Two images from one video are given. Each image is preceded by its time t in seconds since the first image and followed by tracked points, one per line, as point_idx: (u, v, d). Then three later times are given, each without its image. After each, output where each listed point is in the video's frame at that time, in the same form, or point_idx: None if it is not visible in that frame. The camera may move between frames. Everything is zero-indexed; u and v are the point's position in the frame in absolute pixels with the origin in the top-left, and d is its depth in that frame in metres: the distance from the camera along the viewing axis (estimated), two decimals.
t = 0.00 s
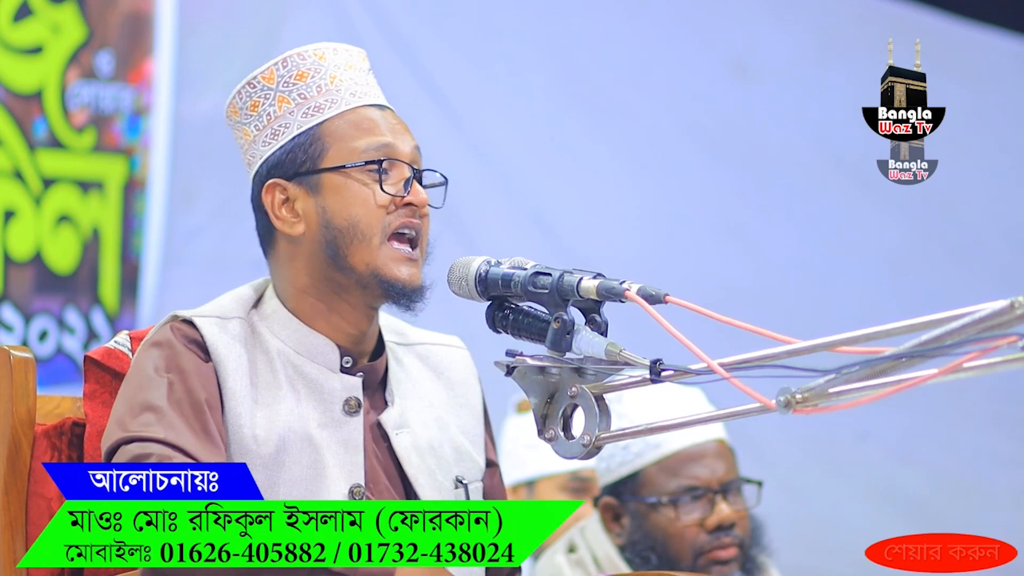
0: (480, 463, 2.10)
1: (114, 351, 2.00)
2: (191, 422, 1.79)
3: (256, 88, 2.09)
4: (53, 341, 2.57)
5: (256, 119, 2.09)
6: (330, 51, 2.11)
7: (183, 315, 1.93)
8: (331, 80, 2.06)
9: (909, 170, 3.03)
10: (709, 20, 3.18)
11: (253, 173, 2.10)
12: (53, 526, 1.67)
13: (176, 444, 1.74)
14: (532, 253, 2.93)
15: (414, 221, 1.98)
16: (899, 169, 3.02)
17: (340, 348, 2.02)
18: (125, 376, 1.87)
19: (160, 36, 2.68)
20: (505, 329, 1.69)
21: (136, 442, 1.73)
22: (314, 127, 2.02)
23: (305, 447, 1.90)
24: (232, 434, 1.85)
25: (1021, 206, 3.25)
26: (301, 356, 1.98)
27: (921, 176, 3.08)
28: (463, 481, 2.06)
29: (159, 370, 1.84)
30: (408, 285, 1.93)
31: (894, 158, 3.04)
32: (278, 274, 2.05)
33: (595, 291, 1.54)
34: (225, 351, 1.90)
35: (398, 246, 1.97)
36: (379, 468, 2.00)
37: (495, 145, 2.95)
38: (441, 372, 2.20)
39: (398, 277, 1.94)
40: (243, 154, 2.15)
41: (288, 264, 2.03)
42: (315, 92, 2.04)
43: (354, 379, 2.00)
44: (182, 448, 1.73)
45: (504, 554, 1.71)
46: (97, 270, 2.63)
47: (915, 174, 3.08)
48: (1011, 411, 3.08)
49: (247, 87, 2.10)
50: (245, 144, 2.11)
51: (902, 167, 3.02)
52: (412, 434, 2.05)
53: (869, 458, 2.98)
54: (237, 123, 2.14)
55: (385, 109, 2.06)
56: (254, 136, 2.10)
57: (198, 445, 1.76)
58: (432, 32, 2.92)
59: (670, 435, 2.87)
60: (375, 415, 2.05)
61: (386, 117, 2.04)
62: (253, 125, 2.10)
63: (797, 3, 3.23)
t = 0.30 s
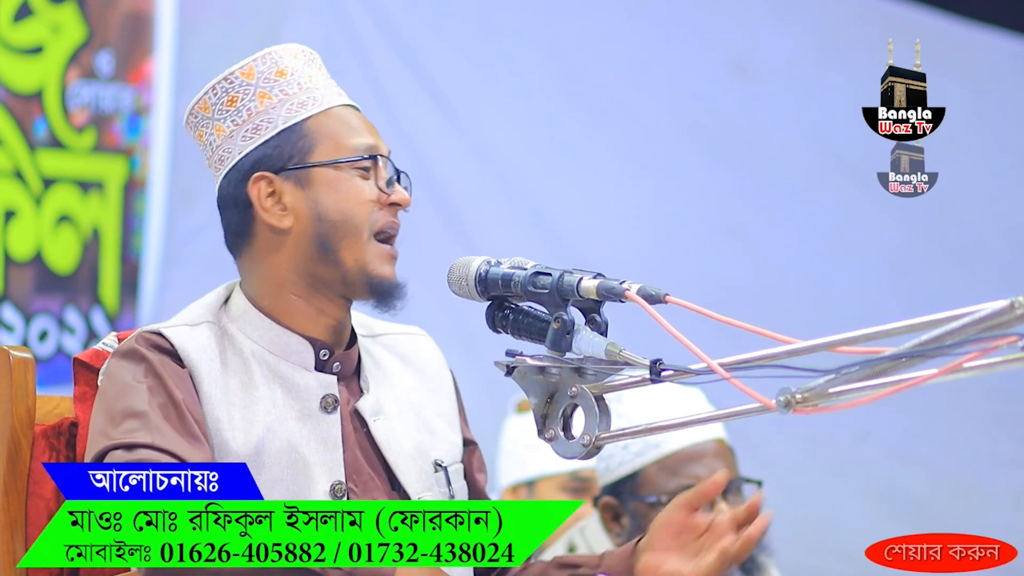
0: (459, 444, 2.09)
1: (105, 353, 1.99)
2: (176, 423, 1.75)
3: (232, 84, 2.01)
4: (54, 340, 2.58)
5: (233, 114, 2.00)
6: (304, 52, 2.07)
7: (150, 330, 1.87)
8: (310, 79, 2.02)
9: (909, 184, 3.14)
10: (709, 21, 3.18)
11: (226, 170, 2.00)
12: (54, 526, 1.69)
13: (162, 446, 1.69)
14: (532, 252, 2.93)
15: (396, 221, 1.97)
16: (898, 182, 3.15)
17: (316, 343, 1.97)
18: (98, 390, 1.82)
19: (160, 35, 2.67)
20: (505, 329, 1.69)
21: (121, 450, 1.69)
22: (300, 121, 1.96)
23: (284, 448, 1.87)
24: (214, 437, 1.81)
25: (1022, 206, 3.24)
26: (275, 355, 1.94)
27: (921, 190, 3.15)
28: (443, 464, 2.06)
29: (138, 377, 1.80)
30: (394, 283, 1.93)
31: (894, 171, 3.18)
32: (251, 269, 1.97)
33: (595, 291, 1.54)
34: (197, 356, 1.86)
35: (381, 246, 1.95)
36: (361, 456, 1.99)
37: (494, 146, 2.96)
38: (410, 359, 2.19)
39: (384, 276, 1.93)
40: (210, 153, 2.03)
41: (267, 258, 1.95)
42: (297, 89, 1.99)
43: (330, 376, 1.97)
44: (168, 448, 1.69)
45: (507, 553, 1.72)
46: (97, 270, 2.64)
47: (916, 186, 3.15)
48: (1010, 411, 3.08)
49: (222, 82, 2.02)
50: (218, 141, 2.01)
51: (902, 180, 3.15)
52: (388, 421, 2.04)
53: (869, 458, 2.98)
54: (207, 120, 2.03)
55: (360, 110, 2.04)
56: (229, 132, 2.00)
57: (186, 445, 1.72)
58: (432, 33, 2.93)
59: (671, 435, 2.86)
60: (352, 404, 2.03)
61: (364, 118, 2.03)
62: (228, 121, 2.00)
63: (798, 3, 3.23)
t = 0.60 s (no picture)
0: (466, 449, 2.10)
1: (106, 352, 2.00)
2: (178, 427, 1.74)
3: (241, 86, 2.02)
4: (54, 340, 2.58)
5: (239, 116, 2.01)
6: (317, 55, 2.06)
7: (152, 334, 1.87)
8: (319, 83, 2.01)
9: (908, 196, 3.14)
10: (709, 21, 3.18)
11: (232, 172, 2.02)
12: (56, 526, 1.71)
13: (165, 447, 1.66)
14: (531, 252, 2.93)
15: (397, 233, 1.95)
16: (898, 195, 3.16)
17: (320, 350, 1.97)
18: (100, 391, 1.81)
19: (160, 35, 2.67)
20: (505, 329, 1.70)
21: (123, 450, 1.66)
22: (303, 129, 1.96)
23: (285, 457, 1.88)
24: (215, 444, 1.82)
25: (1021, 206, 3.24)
26: (279, 362, 1.94)
27: (921, 202, 3.14)
28: (446, 473, 2.07)
29: (139, 380, 1.79)
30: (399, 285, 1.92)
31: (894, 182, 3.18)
32: (253, 275, 1.99)
33: (595, 291, 1.54)
34: (201, 362, 1.86)
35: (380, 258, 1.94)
36: (362, 467, 1.99)
37: (495, 146, 2.97)
38: (418, 362, 2.19)
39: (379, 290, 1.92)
40: (220, 152, 2.06)
41: (267, 265, 1.97)
42: (303, 94, 1.99)
43: (334, 385, 1.97)
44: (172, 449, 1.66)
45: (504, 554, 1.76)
46: (97, 270, 2.64)
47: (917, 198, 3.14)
48: (1009, 411, 3.08)
49: (231, 84, 2.02)
50: (226, 143, 2.03)
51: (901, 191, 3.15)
52: (389, 431, 2.04)
53: (869, 459, 2.98)
54: (218, 120, 2.05)
55: (369, 117, 2.02)
56: (236, 134, 2.01)
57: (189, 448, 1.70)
58: (432, 33, 2.93)
59: (670, 435, 2.89)
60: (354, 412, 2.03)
61: (372, 125, 2.00)
62: (236, 123, 2.01)
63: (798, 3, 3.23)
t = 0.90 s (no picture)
0: (484, 455, 2.10)
1: (114, 350, 2.00)
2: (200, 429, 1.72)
3: (245, 93, 2.04)
4: (54, 341, 2.57)
5: (247, 123, 2.03)
6: (318, 52, 2.06)
7: (180, 327, 1.86)
8: (321, 80, 2.01)
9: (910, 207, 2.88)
10: (709, 21, 3.19)
11: (247, 180, 2.04)
12: (56, 526, 1.71)
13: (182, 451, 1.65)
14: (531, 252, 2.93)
15: (413, 219, 1.95)
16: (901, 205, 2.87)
17: (344, 349, 1.97)
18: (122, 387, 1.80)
19: (160, 35, 2.68)
20: (504, 329, 1.70)
21: (140, 450, 1.65)
22: (308, 128, 1.96)
23: (307, 459, 1.88)
24: (238, 443, 1.81)
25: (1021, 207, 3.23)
26: (304, 361, 1.94)
27: (920, 214, 2.97)
28: (464, 478, 2.07)
29: (162, 378, 1.77)
30: (413, 284, 1.90)
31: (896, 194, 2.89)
32: (277, 277, 2.00)
33: (595, 291, 1.54)
34: (229, 358, 1.85)
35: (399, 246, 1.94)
36: (385, 470, 2.01)
37: (494, 145, 2.96)
38: (439, 364, 2.19)
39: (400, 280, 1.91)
40: (235, 161, 2.09)
41: (286, 267, 1.98)
42: (305, 92, 1.99)
43: (358, 386, 1.95)
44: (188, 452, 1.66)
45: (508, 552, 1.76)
46: (97, 269, 2.63)
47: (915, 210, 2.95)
48: (1009, 411, 3.08)
49: (235, 92, 2.05)
50: (238, 151, 2.05)
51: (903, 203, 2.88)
52: (412, 433, 2.05)
53: (868, 459, 2.99)
54: (228, 130, 2.08)
55: (375, 107, 2.01)
56: (246, 141, 2.03)
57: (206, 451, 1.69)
58: (432, 33, 2.93)
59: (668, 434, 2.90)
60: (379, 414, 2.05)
61: (379, 116, 2.00)
62: (244, 130, 2.04)
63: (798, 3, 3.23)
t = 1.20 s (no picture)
0: (481, 455, 2.10)
1: (114, 350, 2.01)
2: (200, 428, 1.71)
3: (287, 80, 2.01)
4: (54, 341, 2.57)
5: (285, 111, 2.01)
6: (366, 52, 2.05)
7: (181, 328, 1.85)
8: (367, 83, 2.00)
9: (910, 218, 2.98)
10: (708, 22, 3.19)
11: (273, 166, 2.02)
12: (55, 526, 1.71)
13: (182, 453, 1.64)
14: (531, 252, 2.93)
15: (434, 242, 1.93)
16: (899, 217, 2.98)
17: (349, 352, 1.97)
18: (121, 385, 1.78)
19: (160, 35, 2.67)
20: (504, 329, 1.70)
21: (140, 452, 1.64)
22: (348, 130, 1.95)
23: (308, 460, 1.88)
24: (239, 443, 1.80)
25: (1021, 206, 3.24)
26: (308, 363, 1.94)
27: (921, 224, 3.08)
28: (462, 480, 2.07)
29: (161, 378, 1.75)
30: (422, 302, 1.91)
31: (895, 204, 3.00)
32: (288, 274, 1.99)
33: (595, 291, 1.54)
34: (231, 361, 1.84)
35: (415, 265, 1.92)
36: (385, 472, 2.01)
37: (495, 145, 2.96)
38: (439, 365, 2.19)
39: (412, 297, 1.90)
40: (263, 145, 2.06)
41: (302, 266, 1.96)
42: (350, 94, 1.98)
43: (361, 390, 1.96)
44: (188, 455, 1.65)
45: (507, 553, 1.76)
46: (97, 269, 2.63)
47: (918, 221, 3.04)
48: (1009, 411, 3.08)
49: (278, 78, 2.02)
50: (269, 136, 2.03)
51: (902, 214, 2.97)
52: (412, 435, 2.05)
53: (868, 458, 2.99)
54: (263, 112, 2.05)
55: (414, 120, 2.00)
56: (280, 129, 2.01)
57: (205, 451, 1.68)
58: (433, 33, 2.93)
59: (669, 435, 2.89)
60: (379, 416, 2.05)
61: (417, 130, 1.98)
62: (280, 118, 2.01)
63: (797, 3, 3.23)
